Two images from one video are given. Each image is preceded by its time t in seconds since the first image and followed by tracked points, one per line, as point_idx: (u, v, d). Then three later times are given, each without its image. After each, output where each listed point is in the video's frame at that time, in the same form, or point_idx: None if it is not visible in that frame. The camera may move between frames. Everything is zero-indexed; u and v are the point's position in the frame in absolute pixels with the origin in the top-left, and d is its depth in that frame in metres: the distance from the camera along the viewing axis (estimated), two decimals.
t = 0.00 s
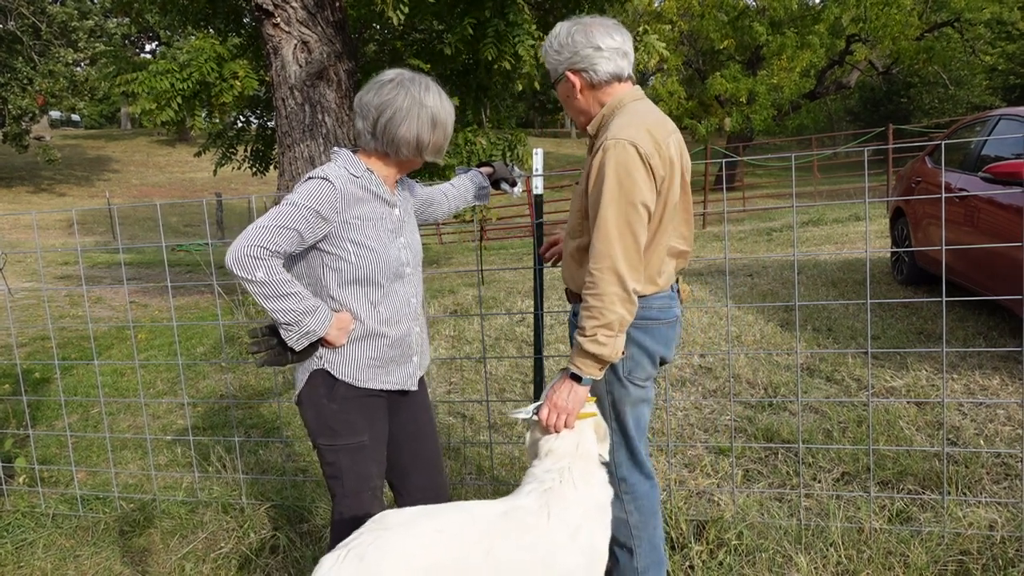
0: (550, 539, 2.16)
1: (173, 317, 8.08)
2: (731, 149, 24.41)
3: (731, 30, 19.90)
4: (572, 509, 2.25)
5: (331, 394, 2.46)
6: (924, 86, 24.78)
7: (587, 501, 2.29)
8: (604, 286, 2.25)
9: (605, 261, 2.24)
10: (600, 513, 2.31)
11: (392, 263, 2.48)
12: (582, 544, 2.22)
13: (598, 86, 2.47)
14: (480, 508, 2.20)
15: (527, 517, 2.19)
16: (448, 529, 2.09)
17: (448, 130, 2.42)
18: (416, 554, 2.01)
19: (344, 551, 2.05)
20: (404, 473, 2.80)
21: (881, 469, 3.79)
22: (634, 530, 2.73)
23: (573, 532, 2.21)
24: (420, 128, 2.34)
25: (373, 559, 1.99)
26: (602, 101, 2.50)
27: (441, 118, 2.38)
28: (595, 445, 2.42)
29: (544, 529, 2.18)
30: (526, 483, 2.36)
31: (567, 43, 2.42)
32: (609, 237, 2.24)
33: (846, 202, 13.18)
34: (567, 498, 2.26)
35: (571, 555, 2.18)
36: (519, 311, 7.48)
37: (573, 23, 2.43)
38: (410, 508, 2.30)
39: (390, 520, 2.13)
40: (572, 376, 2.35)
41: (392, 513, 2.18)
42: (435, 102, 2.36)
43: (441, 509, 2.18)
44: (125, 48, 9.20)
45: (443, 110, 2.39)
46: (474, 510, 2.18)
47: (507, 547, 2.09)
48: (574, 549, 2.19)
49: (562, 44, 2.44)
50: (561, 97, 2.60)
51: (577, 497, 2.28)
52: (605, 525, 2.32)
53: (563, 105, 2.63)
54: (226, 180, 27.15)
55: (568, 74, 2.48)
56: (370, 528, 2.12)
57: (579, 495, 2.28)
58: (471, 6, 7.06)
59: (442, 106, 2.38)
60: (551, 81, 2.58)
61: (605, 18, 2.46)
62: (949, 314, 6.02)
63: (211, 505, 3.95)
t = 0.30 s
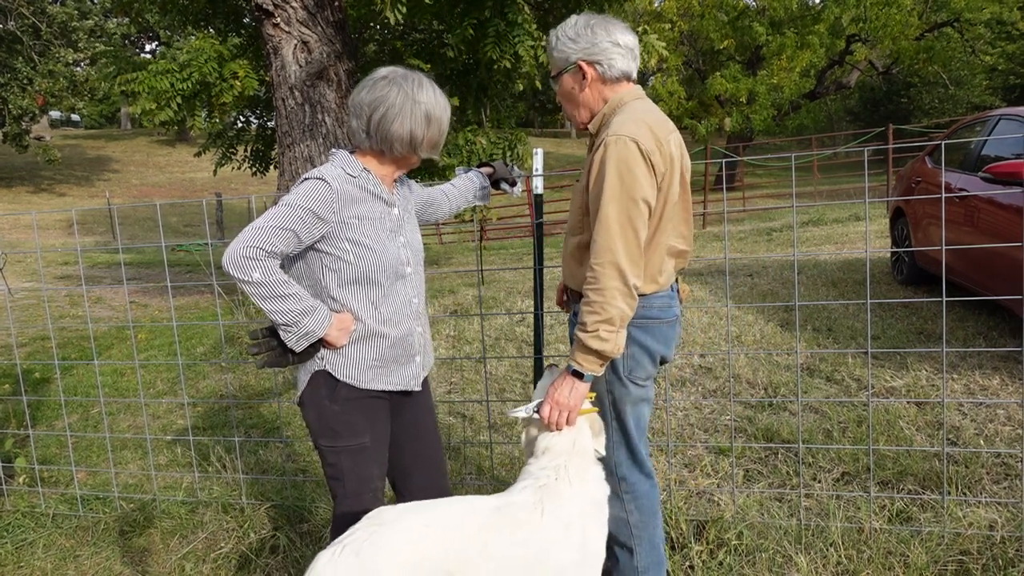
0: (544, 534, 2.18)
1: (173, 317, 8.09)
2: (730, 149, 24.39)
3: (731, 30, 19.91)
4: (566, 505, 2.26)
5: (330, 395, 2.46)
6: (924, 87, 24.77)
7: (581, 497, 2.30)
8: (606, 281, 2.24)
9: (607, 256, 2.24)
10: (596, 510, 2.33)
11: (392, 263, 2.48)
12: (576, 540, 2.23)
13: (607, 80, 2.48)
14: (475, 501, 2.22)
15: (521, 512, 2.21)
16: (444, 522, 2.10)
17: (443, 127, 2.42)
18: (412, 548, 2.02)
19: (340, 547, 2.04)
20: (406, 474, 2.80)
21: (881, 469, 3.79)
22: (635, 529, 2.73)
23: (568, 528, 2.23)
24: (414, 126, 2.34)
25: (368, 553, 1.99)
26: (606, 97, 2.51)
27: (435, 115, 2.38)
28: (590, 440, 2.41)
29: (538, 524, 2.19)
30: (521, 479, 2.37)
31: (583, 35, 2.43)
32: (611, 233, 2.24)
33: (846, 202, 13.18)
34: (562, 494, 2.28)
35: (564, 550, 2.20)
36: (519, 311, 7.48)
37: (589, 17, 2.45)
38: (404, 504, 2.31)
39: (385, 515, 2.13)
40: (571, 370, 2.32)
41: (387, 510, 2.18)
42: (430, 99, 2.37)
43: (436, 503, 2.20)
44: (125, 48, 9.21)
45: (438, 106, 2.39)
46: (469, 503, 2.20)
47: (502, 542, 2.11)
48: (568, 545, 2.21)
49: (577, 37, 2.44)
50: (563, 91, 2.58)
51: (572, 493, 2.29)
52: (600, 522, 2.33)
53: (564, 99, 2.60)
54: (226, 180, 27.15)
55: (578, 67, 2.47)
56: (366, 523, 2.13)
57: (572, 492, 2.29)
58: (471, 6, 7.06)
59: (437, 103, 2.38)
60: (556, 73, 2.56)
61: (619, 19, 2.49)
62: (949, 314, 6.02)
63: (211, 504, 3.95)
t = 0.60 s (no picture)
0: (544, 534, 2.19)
1: (173, 317, 8.09)
2: (730, 149, 24.39)
3: (731, 30, 19.91)
4: (563, 504, 2.28)
5: (331, 396, 2.46)
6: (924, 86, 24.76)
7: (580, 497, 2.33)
8: (632, 276, 2.22)
9: (631, 252, 2.22)
10: (593, 509, 2.34)
11: (393, 263, 2.47)
12: (574, 539, 2.24)
13: (613, 80, 2.49)
14: (474, 500, 2.22)
15: (520, 510, 2.22)
16: (445, 520, 2.10)
17: (405, 112, 2.36)
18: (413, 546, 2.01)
19: (337, 546, 2.03)
20: (407, 475, 2.80)
21: (881, 469, 3.79)
22: (638, 528, 2.73)
23: (568, 528, 2.24)
24: (371, 121, 2.35)
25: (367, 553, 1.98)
26: (611, 97, 2.52)
27: (389, 99, 2.34)
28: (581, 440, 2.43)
29: (537, 522, 2.21)
30: (518, 479, 2.40)
31: (590, 35, 2.42)
32: (633, 229, 2.22)
33: (846, 202, 13.17)
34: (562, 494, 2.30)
35: (564, 550, 2.21)
36: (519, 311, 7.48)
37: (596, 16, 2.45)
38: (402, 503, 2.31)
39: (383, 514, 2.13)
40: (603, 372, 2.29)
41: (384, 508, 2.18)
42: (385, 85, 2.34)
43: (435, 501, 2.20)
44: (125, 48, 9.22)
45: (395, 91, 2.34)
46: (469, 502, 2.20)
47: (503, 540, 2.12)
48: (566, 544, 2.22)
49: (584, 36, 2.44)
50: (566, 90, 2.57)
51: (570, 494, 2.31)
52: (597, 520, 2.35)
53: (567, 97, 2.59)
54: (226, 180, 27.16)
55: (584, 66, 2.47)
56: (363, 523, 2.11)
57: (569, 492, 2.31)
58: (471, 6, 7.07)
59: (391, 88, 2.34)
60: (561, 71, 2.55)
61: (624, 21, 2.51)
62: (949, 314, 6.02)
63: (211, 504, 3.95)
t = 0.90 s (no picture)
0: (536, 529, 2.26)
1: (173, 317, 8.09)
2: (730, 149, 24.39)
3: (731, 30, 19.91)
4: (553, 501, 2.36)
5: (329, 395, 2.46)
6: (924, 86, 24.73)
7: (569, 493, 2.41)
8: (660, 273, 2.21)
9: (656, 251, 2.22)
10: (580, 507, 2.42)
11: (391, 263, 2.47)
12: (562, 536, 2.31)
13: (615, 82, 2.49)
14: (467, 501, 2.26)
15: (512, 505, 2.30)
16: (440, 516, 2.15)
17: (374, 110, 2.40)
18: (409, 541, 2.05)
19: (332, 547, 2.04)
20: (406, 475, 2.79)
21: (881, 469, 3.79)
22: (642, 526, 2.73)
23: (558, 523, 2.33)
24: (353, 123, 2.45)
25: (362, 548, 2.02)
26: (613, 99, 2.52)
27: (365, 99, 2.41)
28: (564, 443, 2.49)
29: (529, 518, 2.29)
30: (510, 477, 2.50)
31: (593, 37, 2.42)
32: (656, 228, 2.22)
33: (846, 202, 13.17)
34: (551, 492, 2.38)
35: (554, 544, 2.28)
36: (519, 311, 7.48)
37: (599, 18, 2.46)
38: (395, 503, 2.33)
39: (377, 514, 2.16)
40: (647, 374, 2.27)
41: (378, 509, 2.21)
42: (367, 85, 2.41)
43: (427, 500, 2.26)
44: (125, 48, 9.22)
45: (372, 91, 2.40)
46: (461, 499, 2.27)
47: (497, 536, 2.17)
48: (555, 540, 2.29)
49: (588, 37, 2.44)
50: (568, 91, 2.57)
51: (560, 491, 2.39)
52: (585, 519, 2.43)
53: (568, 97, 2.59)
54: (226, 180, 27.15)
55: (587, 67, 2.48)
56: (358, 521, 2.15)
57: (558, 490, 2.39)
58: (471, 6, 7.07)
59: (370, 88, 2.40)
60: (563, 72, 2.55)
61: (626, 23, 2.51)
62: (948, 314, 6.02)
63: (211, 505, 3.95)
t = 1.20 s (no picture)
0: (522, 529, 2.27)
1: (173, 317, 8.09)
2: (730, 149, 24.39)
3: (731, 30, 19.92)
4: (540, 502, 2.36)
5: (327, 395, 2.46)
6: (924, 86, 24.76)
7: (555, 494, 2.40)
8: (687, 264, 2.24)
9: (682, 242, 2.25)
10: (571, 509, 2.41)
11: (393, 264, 2.47)
12: (548, 538, 2.31)
13: (618, 86, 2.53)
14: (453, 504, 2.26)
15: (498, 504, 2.32)
16: (428, 515, 2.18)
17: (378, 113, 2.40)
18: (400, 542, 2.06)
19: (322, 551, 2.05)
20: (405, 475, 2.79)
21: (881, 469, 3.80)
22: (645, 523, 2.72)
23: (545, 525, 2.33)
24: (357, 125, 2.45)
25: (354, 551, 2.02)
26: (616, 101, 2.55)
27: (369, 102, 2.40)
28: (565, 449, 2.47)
29: (516, 517, 2.30)
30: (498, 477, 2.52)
31: (596, 42, 2.45)
32: (680, 221, 2.25)
33: (846, 202, 13.17)
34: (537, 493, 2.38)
35: (540, 546, 2.28)
36: (519, 311, 7.48)
37: (596, 25, 2.50)
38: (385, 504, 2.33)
39: (365, 518, 2.16)
40: (675, 361, 2.29)
41: (367, 511, 2.22)
42: (372, 87, 2.41)
43: (414, 501, 2.27)
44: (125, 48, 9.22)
45: (377, 94, 2.40)
46: (448, 499, 2.30)
47: (485, 533, 2.20)
48: (541, 542, 2.29)
49: (591, 43, 2.46)
50: (569, 97, 2.58)
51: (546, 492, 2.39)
52: (575, 522, 2.41)
53: (571, 102, 2.58)
54: (227, 180, 27.16)
55: (592, 72, 2.49)
56: (347, 525, 2.15)
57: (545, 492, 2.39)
58: (471, 6, 7.07)
59: (375, 91, 2.40)
60: (566, 78, 2.53)
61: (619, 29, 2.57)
62: (948, 314, 6.02)
63: (211, 505, 3.95)
